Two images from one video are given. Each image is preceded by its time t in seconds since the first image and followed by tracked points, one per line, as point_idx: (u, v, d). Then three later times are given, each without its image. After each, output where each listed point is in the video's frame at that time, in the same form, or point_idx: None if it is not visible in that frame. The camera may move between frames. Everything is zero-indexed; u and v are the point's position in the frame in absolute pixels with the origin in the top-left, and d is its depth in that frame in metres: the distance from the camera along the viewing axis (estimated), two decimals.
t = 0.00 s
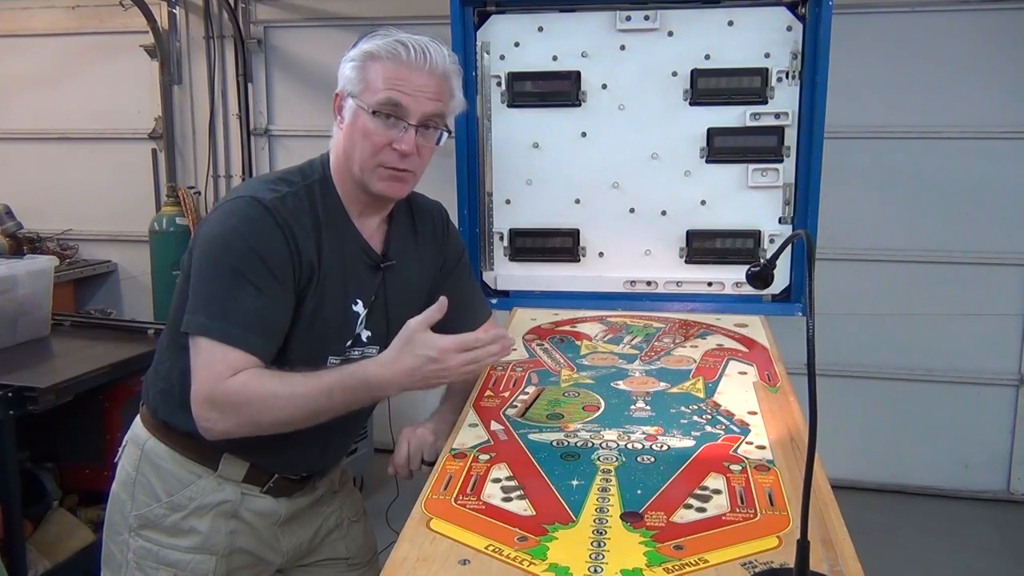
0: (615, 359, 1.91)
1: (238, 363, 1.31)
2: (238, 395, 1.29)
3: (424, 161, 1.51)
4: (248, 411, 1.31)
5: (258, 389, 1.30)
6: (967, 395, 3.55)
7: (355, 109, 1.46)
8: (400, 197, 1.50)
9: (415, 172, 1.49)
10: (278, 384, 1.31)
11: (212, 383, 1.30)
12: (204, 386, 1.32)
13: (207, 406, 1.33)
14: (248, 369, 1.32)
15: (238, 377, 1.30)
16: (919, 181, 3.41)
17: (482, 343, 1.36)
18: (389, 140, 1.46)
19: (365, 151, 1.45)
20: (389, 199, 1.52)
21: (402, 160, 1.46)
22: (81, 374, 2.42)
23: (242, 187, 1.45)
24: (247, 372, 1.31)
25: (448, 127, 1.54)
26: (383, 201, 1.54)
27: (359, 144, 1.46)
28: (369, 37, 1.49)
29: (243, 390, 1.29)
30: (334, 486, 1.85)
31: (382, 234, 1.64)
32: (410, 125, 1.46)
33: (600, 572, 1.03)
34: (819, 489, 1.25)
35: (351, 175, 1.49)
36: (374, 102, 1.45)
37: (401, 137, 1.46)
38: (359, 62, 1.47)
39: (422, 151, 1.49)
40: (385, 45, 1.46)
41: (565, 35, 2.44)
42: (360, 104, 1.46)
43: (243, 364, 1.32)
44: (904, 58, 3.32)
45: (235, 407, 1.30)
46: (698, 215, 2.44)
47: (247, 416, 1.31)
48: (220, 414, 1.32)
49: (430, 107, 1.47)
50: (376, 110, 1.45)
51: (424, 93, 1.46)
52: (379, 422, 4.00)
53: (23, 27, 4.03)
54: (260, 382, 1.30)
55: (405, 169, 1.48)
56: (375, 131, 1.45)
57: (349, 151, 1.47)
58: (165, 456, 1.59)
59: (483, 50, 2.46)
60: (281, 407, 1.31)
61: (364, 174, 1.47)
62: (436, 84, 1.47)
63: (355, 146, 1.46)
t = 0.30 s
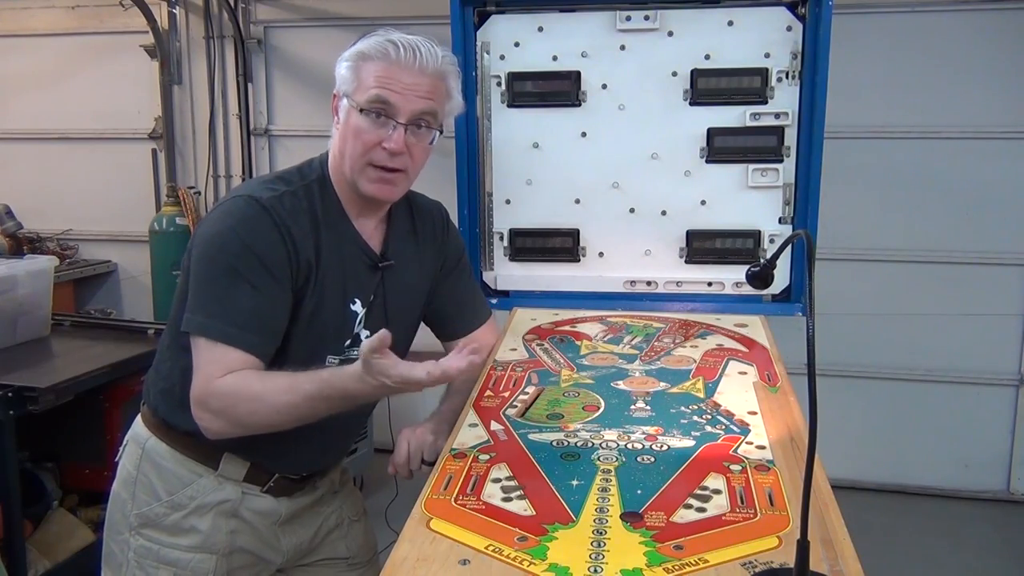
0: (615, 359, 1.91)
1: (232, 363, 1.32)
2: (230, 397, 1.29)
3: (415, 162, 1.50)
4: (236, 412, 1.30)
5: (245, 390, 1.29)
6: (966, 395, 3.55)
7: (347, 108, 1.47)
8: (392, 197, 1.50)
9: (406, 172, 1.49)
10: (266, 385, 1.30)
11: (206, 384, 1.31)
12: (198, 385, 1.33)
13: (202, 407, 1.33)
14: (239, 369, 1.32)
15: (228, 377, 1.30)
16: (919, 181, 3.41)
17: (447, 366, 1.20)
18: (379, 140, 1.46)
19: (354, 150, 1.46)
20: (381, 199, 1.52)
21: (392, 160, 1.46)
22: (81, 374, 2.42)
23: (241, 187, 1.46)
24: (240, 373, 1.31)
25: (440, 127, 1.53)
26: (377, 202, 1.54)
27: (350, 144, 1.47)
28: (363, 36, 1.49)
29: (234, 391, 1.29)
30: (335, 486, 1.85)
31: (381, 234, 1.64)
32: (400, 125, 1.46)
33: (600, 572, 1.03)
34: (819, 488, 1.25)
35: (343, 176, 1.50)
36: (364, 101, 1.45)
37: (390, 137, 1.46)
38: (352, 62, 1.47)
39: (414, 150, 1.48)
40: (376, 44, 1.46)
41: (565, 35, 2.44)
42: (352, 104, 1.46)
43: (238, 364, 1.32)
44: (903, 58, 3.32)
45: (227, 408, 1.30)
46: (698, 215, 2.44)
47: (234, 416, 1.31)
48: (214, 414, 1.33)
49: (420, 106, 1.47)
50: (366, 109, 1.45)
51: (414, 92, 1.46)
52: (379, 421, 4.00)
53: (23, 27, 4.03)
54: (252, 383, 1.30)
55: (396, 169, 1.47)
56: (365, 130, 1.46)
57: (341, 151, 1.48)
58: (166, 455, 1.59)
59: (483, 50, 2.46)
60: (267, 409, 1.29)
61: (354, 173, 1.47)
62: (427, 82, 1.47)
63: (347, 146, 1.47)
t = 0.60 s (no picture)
0: (615, 359, 1.91)
1: (203, 360, 1.31)
2: (195, 394, 1.28)
3: (402, 152, 1.49)
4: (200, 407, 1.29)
5: (206, 386, 1.27)
6: (967, 395, 3.55)
7: (331, 103, 1.48)
8: (379, 192, 1.49)
9: (391, 165, 1.48)
10: (226, 380, 1.27)
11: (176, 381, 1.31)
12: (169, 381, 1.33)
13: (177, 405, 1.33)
14: (207, 366, 1.31)
15: (195, 374, 1.30)
16: (920, 181, 3.41)
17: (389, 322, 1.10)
18: (363, 132, 1.46)
19: (339, 144, 1.46)
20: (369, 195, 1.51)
21: (376, 153, 1.46)
22: (81, 374, 2.42)
23: (231, 189, 1.48)
24: (204, 369, 1.29)
25: (425, 119, 1.53)
26: (366, 198, 1.54)
27: (334, 138, 1.47)
28: (346, 32, 1.51)
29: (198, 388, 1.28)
30: (337, 487, 1.85)
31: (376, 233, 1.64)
32: (383, 116, 1.46)
33: (600, 572, 1.03)
34: (820, 488, 1.25)
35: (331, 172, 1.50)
36: (347, 94, 1.46)
37: (373, 128, 1.46)
38: (335, 57, 1.49)
39: (398, 142, 1.48)
40: (357, 37, 1.47)
41: (566, 35, 2.44)
42: (335, 98, 1.47)
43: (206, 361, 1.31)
44: (903, 58, 3.32)
45: (194, 405, 1.29)
46: (697, 215, 2.44)
47: (198, 413, 1.30)
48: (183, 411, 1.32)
49: (402, 97, 1.47)
50: (349, 102, 1.46)
51: (395, 83, 1.46)
52: (379, 421, 4.00)
53: (23, 27, 4.03)
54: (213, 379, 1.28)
55: (381, 161, 1.47)
56: (348, 123, 1.46)
57: (327, 146, 1.48)
58: (165, 452, 1.59)
59: (483, 49, 2.46)
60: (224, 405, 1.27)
61: (341, 167, 1.47)
62: (409, 73, 1.48)
63: (332, 140, 1.47)
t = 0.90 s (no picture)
0: (615, 359, 1.91)
1: (214, 374, 1.36)
2: (214, 409, 1.35)
3: (399, 150, 1.50)
4: (221, 423, 1.36)
5: (232, 406, 1.35)
6: (967, 394, 3.55)
7: (325, 105, 1.48)
8: (378, 191, 1.49)
9: (389, 164, 1.48)
10: (259, 404, 1.38)
11: (184, 393, 1.35)
12: (178, 392, 1.36)
13: (184, 415, 1.37)
14: (224, 380, 1.37)
15: (213, 390, 1.35)
16: (920, 181, 3.41)
17: (420, 341, 1.55)
18: (359, 133, 1.46)
19: (335, 146, 1.46)
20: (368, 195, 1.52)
21: (372, 152, 1.46)
22: (81, 374, 2.42)
23: (228, 194, 1.48)
24: (222, 386, 1.36)
25: (421, 115, 1.53)
26: (365, 199, 1.54)
27: (330, 140, 1.47)
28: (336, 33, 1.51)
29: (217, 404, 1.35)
30: (337, 488, 1.85)
31: (374, 236, 1.64)
32: (377, 115, 1.46)
33: (600, 572, 1.03)
34: (820, 488, 1.25)
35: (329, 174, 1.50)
36: (340, 95, 1.46)
37: (368, 128, 1.46)
38: (327, 58, 1.49)
39: (394, 140, 1.48)
40: (347, 37, 1.47)
41: (566, 35, 2.44)
42: (329, 100, 1.47)
43: (220, 375, 1.36)
44: (903, 58, 3.32)
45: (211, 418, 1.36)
46: (698, 215, 2.44)
47: (222, 427, 1.37)
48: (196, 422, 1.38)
49: (396, 94, 1.47)
50: (343, 102, 1.46)
51: (387, 80, 1.46)
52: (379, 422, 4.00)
53: (23, 27, 4.03)
54: (240, 398, 1.36)
55: (378, 160, 1.47)
56: (344, 124, 1.46)
57: (324, 149, 1.49)
58: (162, 452, 1.59)
59: (483, 49, 2.46)
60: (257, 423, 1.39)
61: (339, 169, 1.47)
62: (402, 70, 1.47)
63: (328, 143, 1.48)
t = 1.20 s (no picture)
0: (615, 359, 1.91)
1: (223, 380, 1.37)
2: (222, 417, 1.36)
3: (406, 155, 1.50)
4: (229, 431, 1.38)
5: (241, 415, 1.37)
6: (966, 395, 3.55)
7: (333, 109, 1.48)
8: (385, 196, 1.50)
9: (396, 168, 1.49)
10: (266, 414, 1.41)
11: (194, 398, 1.36)
12: (185, 398, 1.37)
13: (191, 419, 1.38)
14: (233, 389, 1.38)
15: (222, 397, 1.36)
16: (919, 181, 3.41)
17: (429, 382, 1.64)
18: (367, 137, 1.46)
19: (343, 149, 1.46)
20: (375, 199, 1.52)
21: (381, 157, 1.46)
22: (81, 374, 2.42)
23: (234, 195, 1.47)
24: (232, 394, 1.37)
25: (429, 121, 1.53)
26: (371, 202, 1.54)
27: (338, 143, 1.47)
28: (346, 35, 1.50)
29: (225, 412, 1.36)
30: (334, 490, 1.85)
31: (378, 238, 1.64)
32: (387, 119, 1.46)
33: (600, 572, 1.03)
34: (819, 488, 1.25)
35: (336, 177, 1.50)
36: (350, 98, 1.45)
37: (377, 133, 1.46)
38: (336, 61, 1.48)
39: (403, 145, 1.48)
40: (358, 41, 1.46)
41: (565, 35, 2.44)
42: (338, 103, 1.47)
43: (231, 383, 1.37)
44: (903, 58, 3.32)
45: (220, 424, 1.37)
46: (698, 215, 2.44)
47: (231, 434, 1.39)
48: (202, 426, 1.38)
49: (406, 100, 1.47)
50: (352, 106, 1.46)
51: (396, 85, 1.45)
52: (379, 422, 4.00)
53: (23, 27, 4.03)
54: (250, 408, 1.38)
55: (386, 165, 1.47)
56: (352, 128, 1.46)
57: (331, 152, 1.48)
58: (161, 456, 1.59)
59: (483, 49, 2.46)
60: (263, 435, 1.41)
61: (346, 172, 1.47)
62: (413, 75, 1.47)
63: (336, 146, 1.47)
